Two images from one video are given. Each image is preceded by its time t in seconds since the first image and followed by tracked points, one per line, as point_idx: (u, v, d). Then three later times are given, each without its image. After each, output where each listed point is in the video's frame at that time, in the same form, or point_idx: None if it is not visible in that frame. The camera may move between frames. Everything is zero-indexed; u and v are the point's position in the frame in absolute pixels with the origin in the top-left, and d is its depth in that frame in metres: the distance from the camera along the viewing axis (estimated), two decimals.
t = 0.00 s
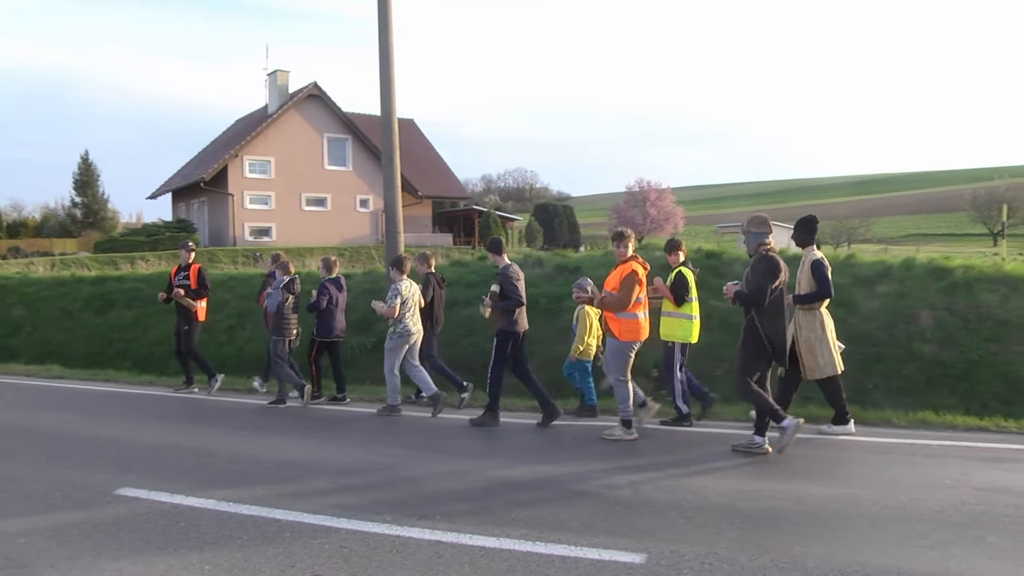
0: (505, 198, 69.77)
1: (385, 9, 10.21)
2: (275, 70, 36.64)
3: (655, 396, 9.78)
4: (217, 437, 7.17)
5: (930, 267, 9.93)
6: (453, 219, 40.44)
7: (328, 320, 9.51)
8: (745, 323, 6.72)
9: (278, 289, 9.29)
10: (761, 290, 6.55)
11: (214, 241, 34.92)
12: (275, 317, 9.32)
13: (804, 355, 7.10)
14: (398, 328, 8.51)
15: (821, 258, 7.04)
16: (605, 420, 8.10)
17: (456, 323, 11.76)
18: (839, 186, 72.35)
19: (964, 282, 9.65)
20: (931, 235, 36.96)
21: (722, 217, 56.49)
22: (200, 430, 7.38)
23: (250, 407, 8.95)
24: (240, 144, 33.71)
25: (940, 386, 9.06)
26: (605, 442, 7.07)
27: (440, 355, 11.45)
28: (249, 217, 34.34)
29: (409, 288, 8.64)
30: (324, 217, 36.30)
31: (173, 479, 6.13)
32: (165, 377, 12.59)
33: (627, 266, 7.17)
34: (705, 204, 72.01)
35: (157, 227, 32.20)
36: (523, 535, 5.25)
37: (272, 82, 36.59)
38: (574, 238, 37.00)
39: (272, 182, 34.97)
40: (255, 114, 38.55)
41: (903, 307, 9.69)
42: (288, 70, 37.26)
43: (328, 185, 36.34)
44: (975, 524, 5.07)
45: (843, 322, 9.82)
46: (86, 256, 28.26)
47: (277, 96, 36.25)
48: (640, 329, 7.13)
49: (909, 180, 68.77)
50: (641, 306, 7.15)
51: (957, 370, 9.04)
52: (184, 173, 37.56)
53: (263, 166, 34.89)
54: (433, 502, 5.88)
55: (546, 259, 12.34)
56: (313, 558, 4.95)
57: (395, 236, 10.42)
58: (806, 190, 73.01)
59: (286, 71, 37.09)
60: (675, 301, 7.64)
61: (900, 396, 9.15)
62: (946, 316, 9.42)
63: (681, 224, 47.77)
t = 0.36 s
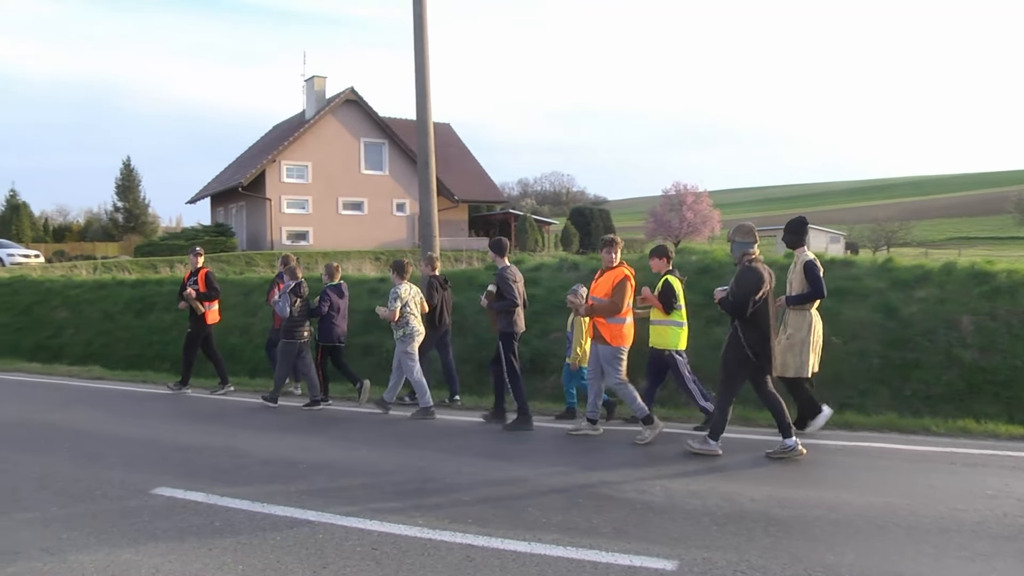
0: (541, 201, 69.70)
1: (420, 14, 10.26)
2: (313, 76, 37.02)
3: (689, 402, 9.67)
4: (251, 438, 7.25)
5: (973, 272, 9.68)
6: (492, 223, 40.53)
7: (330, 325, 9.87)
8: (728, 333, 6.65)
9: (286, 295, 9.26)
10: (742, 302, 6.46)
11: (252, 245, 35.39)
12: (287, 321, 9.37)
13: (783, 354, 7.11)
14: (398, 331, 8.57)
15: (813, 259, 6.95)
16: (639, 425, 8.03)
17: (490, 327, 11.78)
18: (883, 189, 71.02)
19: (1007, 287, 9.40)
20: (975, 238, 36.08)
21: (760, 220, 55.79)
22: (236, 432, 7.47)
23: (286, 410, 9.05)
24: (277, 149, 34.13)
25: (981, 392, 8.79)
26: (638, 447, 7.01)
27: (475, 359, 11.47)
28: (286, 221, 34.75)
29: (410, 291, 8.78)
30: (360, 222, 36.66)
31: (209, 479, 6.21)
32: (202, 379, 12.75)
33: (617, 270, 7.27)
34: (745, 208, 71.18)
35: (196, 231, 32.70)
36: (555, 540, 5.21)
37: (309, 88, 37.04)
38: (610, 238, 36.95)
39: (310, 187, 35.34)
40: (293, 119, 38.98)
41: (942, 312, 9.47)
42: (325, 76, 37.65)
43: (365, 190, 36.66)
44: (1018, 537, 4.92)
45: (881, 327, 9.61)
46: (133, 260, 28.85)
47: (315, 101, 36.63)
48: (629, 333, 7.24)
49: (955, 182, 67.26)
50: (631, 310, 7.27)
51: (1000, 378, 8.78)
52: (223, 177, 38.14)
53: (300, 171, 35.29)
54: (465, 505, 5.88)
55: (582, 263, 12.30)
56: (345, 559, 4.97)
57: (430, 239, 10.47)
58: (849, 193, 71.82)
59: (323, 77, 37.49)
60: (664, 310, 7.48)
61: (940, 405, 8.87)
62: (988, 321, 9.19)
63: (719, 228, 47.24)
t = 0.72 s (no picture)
0: (580, 202, 69.50)
1: (456, 16, 10.30)
2: (352, 80, 37.31)
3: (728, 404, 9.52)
4: (289, 439, 7.34)
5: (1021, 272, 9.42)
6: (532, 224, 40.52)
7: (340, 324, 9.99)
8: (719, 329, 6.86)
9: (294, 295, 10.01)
10: (726, 297, 6.67)
11: (293, 247, 35.81)
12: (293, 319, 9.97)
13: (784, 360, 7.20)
14: (403, 329, 8.96)
15: (801, 264, 7.07)
16: (676, 428, 7.97)
17: (528, 328, 11.77)
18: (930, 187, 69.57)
19: None
20: None
21: (802, 219, 55.01)
22: (274, 433, 7.56)
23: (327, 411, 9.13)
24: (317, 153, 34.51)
25: None
26: (676, 449, 6.94)
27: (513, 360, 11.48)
28: (326, 224, 35.10)
29: (417, 291, 9.11)
30: (399, 224, 36.88)
31: (248, 479, 6.30)
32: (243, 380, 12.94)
33: (612, 270, 7.28)
34: (787, 207, 70.24)
35: (237, 234, 33.18)
36: (591, 542, 5.16)
37: (347, 92, 37.41)
38: (649, 238, 36.78)
39: (349, 189, 35.66)
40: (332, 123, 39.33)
41: (989, 313, 9.22)
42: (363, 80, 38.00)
43: (403, 192, 36.90)
44: None
45: (926, 327, 9.37)
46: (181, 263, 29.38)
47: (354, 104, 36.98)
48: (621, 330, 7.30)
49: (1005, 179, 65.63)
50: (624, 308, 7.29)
51: None
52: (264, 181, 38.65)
53: (339, 174, 35.56)
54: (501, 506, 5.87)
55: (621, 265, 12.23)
56: (381, 559, 4.98)
57: (467, 242, 10.53)
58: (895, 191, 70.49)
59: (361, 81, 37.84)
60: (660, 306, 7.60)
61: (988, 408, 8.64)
62: None
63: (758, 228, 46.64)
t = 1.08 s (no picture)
0: (613, 200, 69.20)
1: (488, 13, 10.30)
2: (384, 80, 37.51)
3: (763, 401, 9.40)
4: (323, 437, 7.40)
5: None
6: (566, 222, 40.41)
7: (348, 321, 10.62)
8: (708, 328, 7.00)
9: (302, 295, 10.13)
10: (716, 295, 6.83)
11: (327, 247, 36.10)
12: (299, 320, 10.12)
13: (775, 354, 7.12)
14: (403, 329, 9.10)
15: (784, 257, 6.94)
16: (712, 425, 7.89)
17: (561, 326, 11.75)
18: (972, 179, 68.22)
19: None
20: None
21: (838, 214, 54.24)
22: (308, 431, 7.63)
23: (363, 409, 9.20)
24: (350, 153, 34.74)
25: None
26: (711, 447, 6.86)
27: (546, 358, 11.48)
28: (359, 224, 35.31)
29: (417, 292, 9.20)
30: (433, 223, 37.00)
31: (283, 477, 6.37)
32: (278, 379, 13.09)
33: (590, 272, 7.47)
34: (824, 201, 69.33)
35: (271, 234, 33.54)
36: (625, 540, 5.11)
37: (379, 92, 37.60)
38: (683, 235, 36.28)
39: (383, 189, 35.86)
40: (364, 123, 39.58)
41: None
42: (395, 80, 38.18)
43: (436, 190, 37.03)
44: None
45: (964, 324, 9.16)
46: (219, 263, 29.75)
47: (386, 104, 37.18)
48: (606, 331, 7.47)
49: None
50: (606, 309, 7.46)
51: None
52: (298, 181, 39.00)
53: (372, 174, 35.76)
54: (533, 504, 5.85)
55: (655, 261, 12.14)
56: (414, 557, 5.00)
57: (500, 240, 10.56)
58: (935, 184, 69.23)
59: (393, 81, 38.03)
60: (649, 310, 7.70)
61: None
62: None
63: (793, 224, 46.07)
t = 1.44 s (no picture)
0: (640, 199, 68.90)
1: (512, 13, 10.31)
2: (410, 81, 37.68)
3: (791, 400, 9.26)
4: (349, 437, 7.45)
5: None
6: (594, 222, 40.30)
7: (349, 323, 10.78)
8: (699, 325, 7.13)
9: (304, 296, 10.30)
10: (711, 295, 6.96)
11: (355, 248, 36.30)
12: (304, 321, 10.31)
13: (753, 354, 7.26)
14: (400, 327, 9.56)
15: (766, 259, 7.13)
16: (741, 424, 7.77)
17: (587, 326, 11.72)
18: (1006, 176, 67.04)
19: None
20: None
21: (868, 212, 53.58)
22: (335, 431, 7.69)
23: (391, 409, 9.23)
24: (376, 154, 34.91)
25: None
26: (738, 447, 6.80)
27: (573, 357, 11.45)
28: (386, 224, 35.46)
29: (412, 291, 9.72)
30: (460, 223, 37.09)
31: (310, 476, 6.42)
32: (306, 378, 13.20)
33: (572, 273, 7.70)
34: (854, 199, 68.52)
35: (299, 236, 33.80)
36: (652, 541, 5.07)
37: (406, 93, 37.76)
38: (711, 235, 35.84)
39: (410, 190, 36.00)
40: (390, 124, 39.77)
41: None
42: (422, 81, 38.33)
43: (463, 191, 37.12)
44: None
45: (996, 322, 8.97)
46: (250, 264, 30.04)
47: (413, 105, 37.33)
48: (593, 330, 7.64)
49: None
50: (592, 308, 7.61)
51: None
52: (325, 182, 39.26)
53: (398, 175, 35.92)
54: (558, 503, 5.83)
55: (681, 261, 12.03)
56: (440, 557, 5.01)
57: (526, 240, 10.54)
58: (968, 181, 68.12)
59: (420, 82, 38.18)
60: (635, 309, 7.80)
61: None
62: None
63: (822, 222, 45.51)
